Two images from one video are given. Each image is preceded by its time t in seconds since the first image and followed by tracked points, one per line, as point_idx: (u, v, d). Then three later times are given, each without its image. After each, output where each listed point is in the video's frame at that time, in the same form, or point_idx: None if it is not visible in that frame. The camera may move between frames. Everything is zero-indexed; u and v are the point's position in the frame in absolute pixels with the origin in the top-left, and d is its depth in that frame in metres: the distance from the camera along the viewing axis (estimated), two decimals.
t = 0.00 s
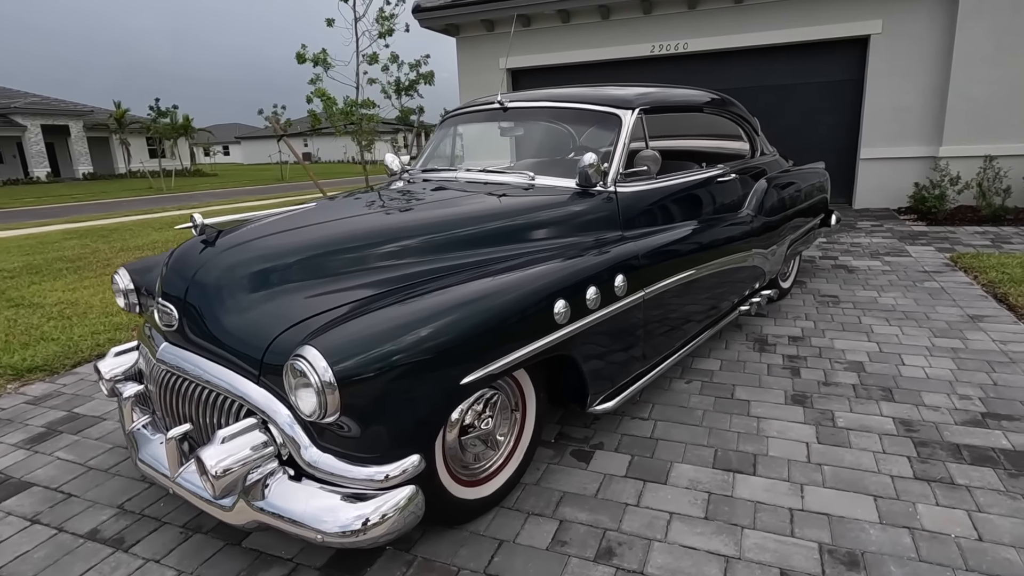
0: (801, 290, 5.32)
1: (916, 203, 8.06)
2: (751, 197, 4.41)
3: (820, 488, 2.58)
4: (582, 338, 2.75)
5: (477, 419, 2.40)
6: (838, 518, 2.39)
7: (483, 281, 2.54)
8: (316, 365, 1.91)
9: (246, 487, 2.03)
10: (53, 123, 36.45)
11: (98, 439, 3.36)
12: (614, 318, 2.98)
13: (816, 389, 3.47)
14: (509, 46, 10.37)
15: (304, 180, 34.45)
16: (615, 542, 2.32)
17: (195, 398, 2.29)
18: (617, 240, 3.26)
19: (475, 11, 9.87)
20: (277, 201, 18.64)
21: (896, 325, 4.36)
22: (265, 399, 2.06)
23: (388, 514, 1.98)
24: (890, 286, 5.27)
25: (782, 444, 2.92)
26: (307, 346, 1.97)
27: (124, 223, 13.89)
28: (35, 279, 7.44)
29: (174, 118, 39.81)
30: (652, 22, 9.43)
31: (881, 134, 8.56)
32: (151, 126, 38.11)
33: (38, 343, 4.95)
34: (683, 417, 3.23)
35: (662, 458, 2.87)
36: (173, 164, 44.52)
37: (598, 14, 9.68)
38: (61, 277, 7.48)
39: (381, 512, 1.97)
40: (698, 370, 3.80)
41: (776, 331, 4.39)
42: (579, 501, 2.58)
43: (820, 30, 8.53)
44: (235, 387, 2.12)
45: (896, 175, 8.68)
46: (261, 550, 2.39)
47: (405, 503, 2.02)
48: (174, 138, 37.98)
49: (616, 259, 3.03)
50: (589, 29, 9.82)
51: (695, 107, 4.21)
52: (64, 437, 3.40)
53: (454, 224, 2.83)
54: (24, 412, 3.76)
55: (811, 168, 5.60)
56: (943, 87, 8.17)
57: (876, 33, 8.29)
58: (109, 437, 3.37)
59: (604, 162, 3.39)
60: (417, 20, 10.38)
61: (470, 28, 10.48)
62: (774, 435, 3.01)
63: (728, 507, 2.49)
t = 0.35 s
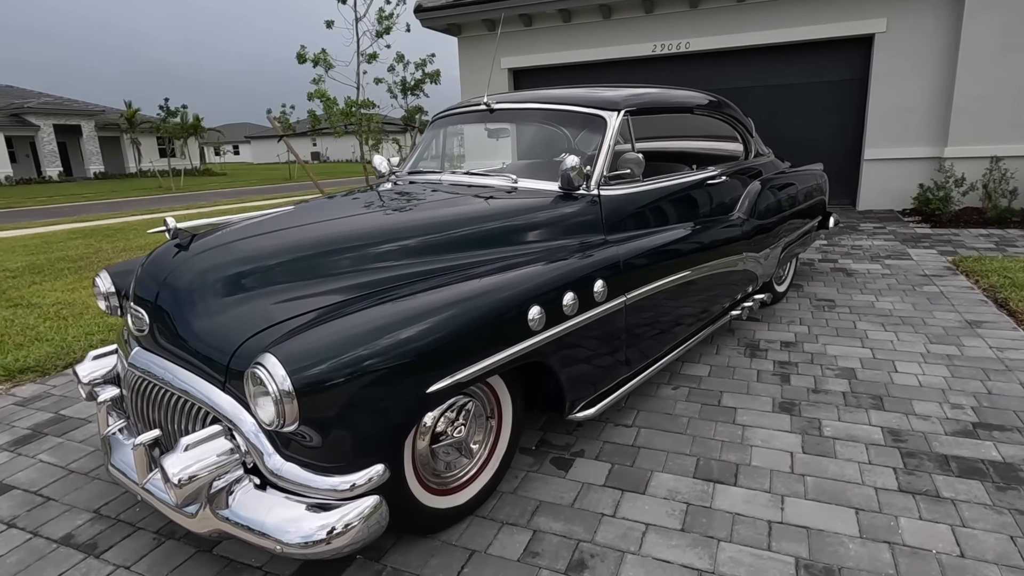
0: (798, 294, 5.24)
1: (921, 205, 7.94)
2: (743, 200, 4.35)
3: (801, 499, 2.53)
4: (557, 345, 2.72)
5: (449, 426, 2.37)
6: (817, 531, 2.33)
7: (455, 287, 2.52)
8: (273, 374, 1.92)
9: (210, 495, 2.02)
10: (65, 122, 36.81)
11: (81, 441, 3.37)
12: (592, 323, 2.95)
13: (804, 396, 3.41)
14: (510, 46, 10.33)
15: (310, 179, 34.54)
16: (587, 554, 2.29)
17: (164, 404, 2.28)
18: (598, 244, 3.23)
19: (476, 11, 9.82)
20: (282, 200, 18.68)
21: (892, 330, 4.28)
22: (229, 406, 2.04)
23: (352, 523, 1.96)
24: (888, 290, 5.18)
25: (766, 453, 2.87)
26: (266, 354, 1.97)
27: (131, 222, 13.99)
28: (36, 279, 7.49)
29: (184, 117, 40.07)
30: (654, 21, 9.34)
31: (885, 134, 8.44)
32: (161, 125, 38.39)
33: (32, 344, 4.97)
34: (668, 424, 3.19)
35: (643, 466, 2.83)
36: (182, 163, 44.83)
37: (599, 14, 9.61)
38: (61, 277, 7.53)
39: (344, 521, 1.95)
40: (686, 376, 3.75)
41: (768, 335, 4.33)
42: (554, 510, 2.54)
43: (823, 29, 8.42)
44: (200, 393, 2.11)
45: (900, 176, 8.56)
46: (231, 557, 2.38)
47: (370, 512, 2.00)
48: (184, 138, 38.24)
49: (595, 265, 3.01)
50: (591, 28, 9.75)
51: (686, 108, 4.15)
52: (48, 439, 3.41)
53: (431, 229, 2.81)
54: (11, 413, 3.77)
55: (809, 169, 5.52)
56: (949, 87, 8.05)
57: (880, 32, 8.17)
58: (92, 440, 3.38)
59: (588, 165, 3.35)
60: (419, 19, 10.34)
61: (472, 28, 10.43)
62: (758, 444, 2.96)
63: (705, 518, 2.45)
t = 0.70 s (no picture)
0: (798, 298, 5.15)
1: (928, 206, 7.79)
2: (739, 203, 4.27)
3: (787, 513, 2.46)
4: (538, 354, 2.67)
5: (425, 436, 2.33)
6: (801, 547, 2.27)
7: (432, 295, 2.48)
8: (235, 386, 1.88)
9: (178, 506, 1.99)
10: (78, 122, 37.24)
11: (66, 445, 3.36)
12: (576, 331, 2.89)
13: (797, 405, 3.34)
14: (513, 46, 10.27)
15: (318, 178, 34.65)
16: (563, 569, 2.23)
17: (136, 411, 2.25)
18: (584, 249, 3.17)
19: (479, 11, 9.76)
20: (288, 199, 18.74)
21: (892, 336, 4.19)
22: (197, 416, 2.02)
23: (320, 535, 1.92)
24: (890, 294, 5.08)
25: (754, 464, 2.80)
26: (228, 365, 1.94)
27: (139, 221, 14.12)
28: (39, 279, 7.55)
29: (195, 117, 40.39)
30: (658, 20, 9.24)
31: (892, 134, 8.30)
32: (172, 125, 38.70)
33: (29, 345, 4.99)
34: (655, 433, 3.13)
35: (627, 477, 2.77)
36: (193, 162, 45.18)
37: (603, 13, 9.53)
38: (64, 277, 7.58)
39: (312, 533, 1.92)
40: (678, 383, 3.68)
41: (765, 341, 4.25)
42: (533, 522, 2.50)
43: (830, 27, 8.29)
44: (170, 402, 2.08)
45: (908, 177, 8.41)
46: (205, 567, 2.35)
47: (338, 525, 1.97)
48: (195, 137, 38.54)
49: (580, 271, 2.95)
50: (594, 27, 9.67)
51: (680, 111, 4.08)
52: (34, 442, 3.41)
53: (412, 234, 2.77)
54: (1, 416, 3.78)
55: (810, 171, 5.42)
56: (958, 86, 7.89)
57: (889, 30, 8.02)
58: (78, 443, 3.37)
59: (576, 168, 3.30)
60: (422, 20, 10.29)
61: (475, 28, 10.39)
62: (747, 454, 2.89)
63: (687, 532, 2.38)
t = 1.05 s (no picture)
0: (799, 302, 5.04)
1: (939, 207, 7.62)
2: (737, 205, 4.16)
3: (774, 529, 2.38)
4: (518, 363, 2.60)
5: (399, 447, 2.28)
6: (786, 566, 2.19)
7: (407, 303, 2.41)
8: (192, 401, 1.84)
9: (143, 519, 1.95)
10: (92, 122, 37.67)
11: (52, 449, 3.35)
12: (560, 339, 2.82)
13: (792, 414, 3.25)
14: (517, 46, 10.19)
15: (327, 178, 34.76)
16: None
17: (107, 421, 2.23)
18: (570, 255, 3.09)
19: (482, 10, 9.70)
20: (295, 199, 18.78)
21: (894, 342, 4.07)
22: (161, 427, 1.98)
23: (286, 549, 1.88)
24: (895, 298, 4.96)
25: (743, 476, 2.72)
26: (187, 380, 1.90)
27: (149, 221, 14.26)
28: (44, 279, 7.61)
29: (207, 117, 40.72)
30: (663, 18, 9.12)
31: (902, 134, 8.13)
32: (184, 125, 39.03)
33: (26, 346, 5.02)
34: (644, 442, 3.05)
35: (611, 488, 2.70)
36: (205, 162, 45.55)
37: (607, 11, 9.43)
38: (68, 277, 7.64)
39: (278, 547, 1.88)
40: (670, 390, 3.61)
41: (762, 347, 4.16)
42: (511, 535, 2.44)
43: (838, 25, 8.13)
44: (136, 413, 2.05)
45: (918, 177, 8.24)
46: None
47: (304, 538, 1.93)
48: (207, 137, 38.84)
49: (563, 278, 2.87)
50: (599, 26, 9.57)
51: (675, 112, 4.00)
52: (21, 446, 3.41)
53: (391, 241, 2.70)
54: None
55: (814, 173, 5.30)
56: (970, 84, 7.71)
57: (899, 27, 7.85)
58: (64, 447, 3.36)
59: (563, 173, 3.23)
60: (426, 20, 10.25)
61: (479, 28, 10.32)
62: (736, 465, 2.81)
63: (669, 548, 2.31)
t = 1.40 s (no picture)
0: (800, 305, 4.94)
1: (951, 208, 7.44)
2: (733, 207, 4.08)
3: (756, 542, 2.31)
4: (497, 370, 2.56)
5: (372, 455, 2.25)
6: None
7: (382, 309, 2.37)
8: (152, 409, 1.84)
9: (110, 526, 1.93)
10: (108, 121, 38.16)
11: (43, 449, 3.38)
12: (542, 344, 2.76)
13: (784, 422, 3.18)
14: (522, 43, 10.12)
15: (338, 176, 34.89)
16: None
17: (81, 424, 2.22)
18: (555, 258, 3.03)
19: (486, 8, 9.64)
20: (303, 197, 18.84)
21: (895, 348, 3.98)
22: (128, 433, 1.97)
23: (253, 557, 1.85)
24: (899, 302, 4.85)
25: (729, 486, 2.66)
26: (147, 389, 1.88)
27: (159, 219, 14.43)
28: (50, 278, 7.70)
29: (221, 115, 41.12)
30: (668, 15, 9.01)
31: (914, 133, 7.96)
32: (198, 124, 39.41)
33: (26, 345, 5.07)
34: (630, 450, 3.00)
35: (593, 497, 2.66)
36: (219, 160, 45.97)
37: (612, 9, 9.33)
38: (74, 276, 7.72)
39: (245, 554, 1.85)
40: (661, 396, 3.55)
41: (759, 352, 4.08)
42: (489, 544, 2.40)
43: (848, 21, 7.97)
44: (106, 418, 2.04)
45: (929, 177, 8.06)
46: None
47: (271, 545, 1.90)
48: (220, 136, 39.20)
49: (546, 282, 2.82)
50: (603, 24, 9.48)
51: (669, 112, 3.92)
52: (13, 445, 3.44)
53: (369, 246, 2.66)
54: None
55: (816, 174, 5.20)
56: (984, 81, 7.52)
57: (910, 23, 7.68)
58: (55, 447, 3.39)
59: (548, 175, 3.18)
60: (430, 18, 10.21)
61: (483, 26, 10.26)
62: (723, 475, 2.75)
63: (648, 560, 2.26)
